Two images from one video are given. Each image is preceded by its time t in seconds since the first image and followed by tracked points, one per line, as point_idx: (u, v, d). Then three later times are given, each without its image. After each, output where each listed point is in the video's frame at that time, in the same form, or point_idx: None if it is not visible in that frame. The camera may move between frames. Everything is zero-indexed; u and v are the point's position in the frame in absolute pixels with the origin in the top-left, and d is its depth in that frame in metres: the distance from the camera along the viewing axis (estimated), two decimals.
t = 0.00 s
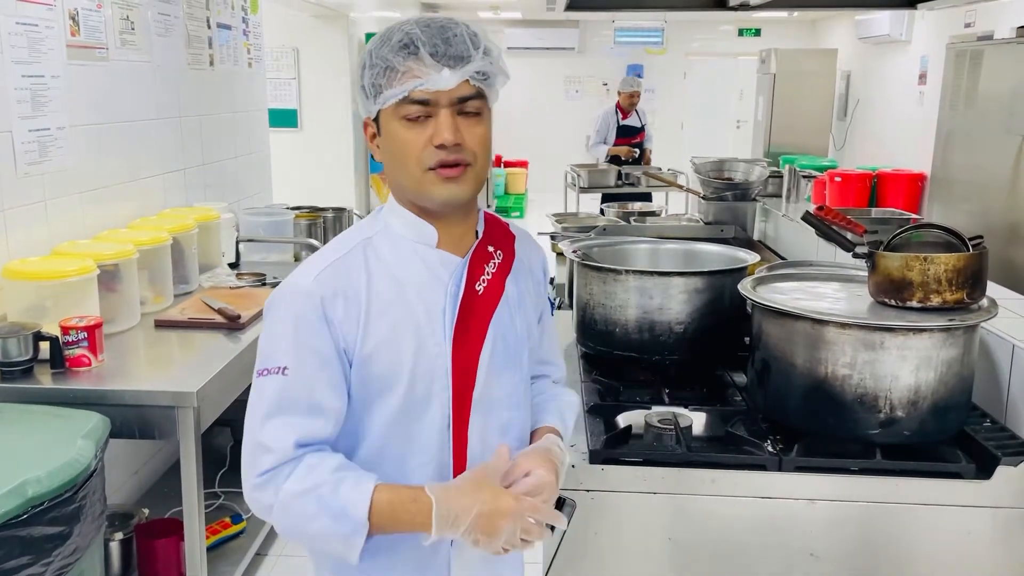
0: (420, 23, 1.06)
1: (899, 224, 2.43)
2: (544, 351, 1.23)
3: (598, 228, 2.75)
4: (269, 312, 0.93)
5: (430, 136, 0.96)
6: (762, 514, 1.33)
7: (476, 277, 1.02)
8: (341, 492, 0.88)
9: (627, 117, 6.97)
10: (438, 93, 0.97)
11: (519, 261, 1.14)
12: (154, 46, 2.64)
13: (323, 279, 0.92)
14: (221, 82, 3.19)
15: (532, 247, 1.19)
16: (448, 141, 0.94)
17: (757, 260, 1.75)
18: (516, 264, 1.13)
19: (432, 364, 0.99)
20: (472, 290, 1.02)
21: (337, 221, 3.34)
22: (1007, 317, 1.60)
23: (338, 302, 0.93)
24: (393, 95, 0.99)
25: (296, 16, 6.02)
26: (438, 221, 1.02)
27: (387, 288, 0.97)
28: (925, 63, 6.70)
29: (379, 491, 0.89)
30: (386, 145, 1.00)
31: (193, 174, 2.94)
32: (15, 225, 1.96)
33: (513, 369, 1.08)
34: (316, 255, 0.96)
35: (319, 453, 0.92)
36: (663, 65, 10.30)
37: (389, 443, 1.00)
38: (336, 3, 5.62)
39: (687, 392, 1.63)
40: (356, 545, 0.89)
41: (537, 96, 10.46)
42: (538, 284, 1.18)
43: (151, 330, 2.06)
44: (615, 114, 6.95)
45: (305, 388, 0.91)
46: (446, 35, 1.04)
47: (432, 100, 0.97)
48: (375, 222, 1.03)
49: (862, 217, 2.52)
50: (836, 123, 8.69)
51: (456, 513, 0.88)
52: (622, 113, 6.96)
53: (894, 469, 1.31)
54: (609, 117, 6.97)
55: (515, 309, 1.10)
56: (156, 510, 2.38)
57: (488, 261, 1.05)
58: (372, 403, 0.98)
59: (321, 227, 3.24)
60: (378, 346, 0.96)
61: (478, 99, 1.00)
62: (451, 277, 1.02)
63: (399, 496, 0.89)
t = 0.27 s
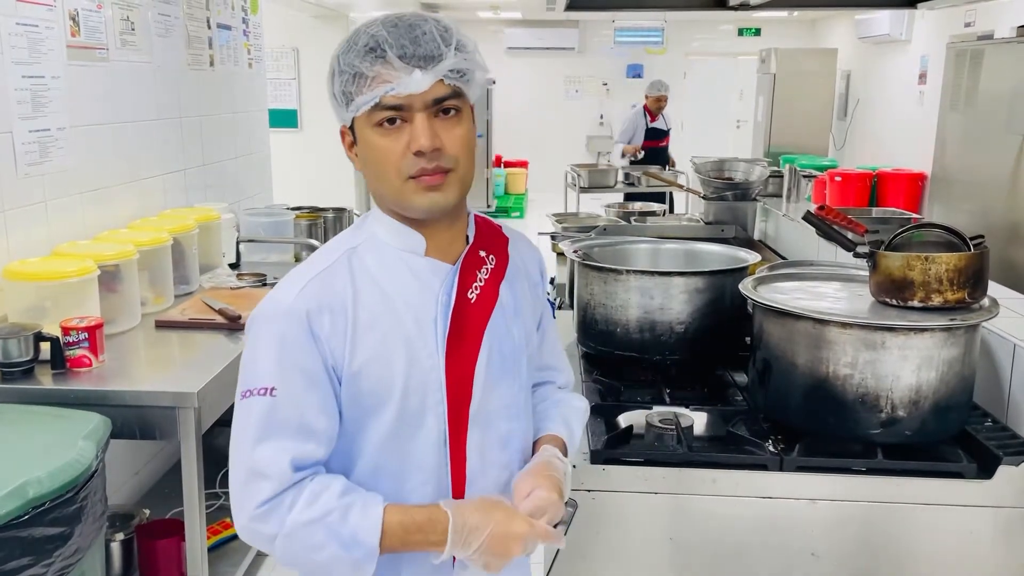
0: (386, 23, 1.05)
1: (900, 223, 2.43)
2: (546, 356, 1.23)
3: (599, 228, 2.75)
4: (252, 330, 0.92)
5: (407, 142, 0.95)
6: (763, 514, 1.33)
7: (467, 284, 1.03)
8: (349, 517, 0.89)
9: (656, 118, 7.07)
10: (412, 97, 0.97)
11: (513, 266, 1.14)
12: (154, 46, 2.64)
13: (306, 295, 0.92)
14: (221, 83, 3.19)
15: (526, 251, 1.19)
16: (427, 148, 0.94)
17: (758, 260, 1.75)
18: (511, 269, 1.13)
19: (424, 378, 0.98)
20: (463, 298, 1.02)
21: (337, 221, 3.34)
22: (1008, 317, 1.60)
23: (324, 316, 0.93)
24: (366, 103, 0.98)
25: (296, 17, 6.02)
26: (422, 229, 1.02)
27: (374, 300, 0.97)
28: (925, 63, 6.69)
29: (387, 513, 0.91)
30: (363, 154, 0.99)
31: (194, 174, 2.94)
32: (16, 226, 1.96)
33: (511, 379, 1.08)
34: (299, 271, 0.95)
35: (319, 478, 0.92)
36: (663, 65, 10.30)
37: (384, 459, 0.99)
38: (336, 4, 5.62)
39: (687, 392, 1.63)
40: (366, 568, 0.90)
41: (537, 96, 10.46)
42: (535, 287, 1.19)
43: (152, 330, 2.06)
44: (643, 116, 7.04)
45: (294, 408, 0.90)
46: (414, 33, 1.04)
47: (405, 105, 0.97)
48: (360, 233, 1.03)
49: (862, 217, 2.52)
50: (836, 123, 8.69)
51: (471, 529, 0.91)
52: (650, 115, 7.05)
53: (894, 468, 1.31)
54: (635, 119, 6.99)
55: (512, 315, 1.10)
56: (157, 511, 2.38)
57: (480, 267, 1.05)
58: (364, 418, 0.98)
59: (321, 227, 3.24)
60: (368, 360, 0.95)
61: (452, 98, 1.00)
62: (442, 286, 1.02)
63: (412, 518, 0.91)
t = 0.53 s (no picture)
0: (382, 26, 1.05)
1: (901, 223, 2.43)
2: (543, 360, 1.23)
3: (600, 228, 2.75)
4: (243, 340, 0.92)
5: (401, 149, 0.95)
6: (765, 514, 1.33)
7: (464, 291, 1.03)
8: (345, 534, 0.90)
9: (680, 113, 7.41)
10: (408, 104, 0.97)
11: (509, 270, 1.15)
12: (155, 47, 2.64)
13: (297, 305, 0.91)
14: (222, 83, 3.19)
15: (522, 255, 1.19)
16: (421, 157, 0.93)
17: (759, 260, 1.75)
18: (507, 274, 1.14)
19: (421, 388, 0.98)
20: (461, 304, 1.02)
21: (338, 222, 3.35)
22: (1010, 317, 1.60)
23: (317, 327, 0.92)
24: (360, 108, 0.98)
25: (296, 17, 6.02)
26: (418, 236, 1.02)
27: (367, 308, 0.96)
28: (925, 63, 6.70)
29: (386, 527, 0.91)
30: (357, 159, 0.99)
31: (195, 175, 2.95)
32: (17, 226, 1.96)
33: (510, 386, 1.08)
34: (290, 280, 0.94)
35: (314, 494, 0.92)
36: (664, 65, 10.30)
37: (380, 470, 0.99)
38: (336, 4, 5.63)
39: (689, 392, 1.63)
40: None
41: (537, 97, 10.46)
42: (532, 291, 1.19)
43: (153, 331, 2.06)
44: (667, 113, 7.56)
45: (286, 421, 0.90)
46: (411, 38, 1.04)
47: (401, 111, 0.96)
48: (353, 238, 1.03)
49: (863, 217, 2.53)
50: (836, 123, 8.70)
51: (471, 541, 0.91)
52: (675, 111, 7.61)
53: (896, 468, 1.31)
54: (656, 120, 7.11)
55: (510, 320, 1.10)
56: (159, 512, 2.38)
57: (477, 271, 1.06)
58: (359, 428, 0.98)
59: (323, 228, 3.24)
60: (362, 371, 0.95)
61: (450, 104, 1.00)
62: (438, 294, 1.02)
63: (412, 531, 0.91)
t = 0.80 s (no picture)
0: (383, 29, 1.05)
1: (903, 222, 2.43)
2: (540, 360, 1.23)
3: (601, 228, 2.75)
4: (234, 347, 0.92)
5: (398, 155, 0.95)
6: (767, 513, 1.33)
7: (460, 295, 1.03)
8: (338, 544, 0.90)
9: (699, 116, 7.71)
10: (407, 110, 0.96)
11: (506, 270, 1.15)
12: (156, 48, 2.64)
13: (288, 312, 0.91)
14: (223, 84, 3.19)
15: (520, 256, 1.19)
16: (419, 164, 0.93)
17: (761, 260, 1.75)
18: (504, 275, 1.14)
19: (414, 394, 0.98)
20: (456, 308, 1.02)
21: (339, 222, 3.35)
22: (1012, 316, 1.60)
23: (308, 333, 0.92)
24: (357, 112, 0.98)
25: (297, 18, 6.03)
26: (413, 240, 1.01)
27: (360, 314, 0.96)
28: (926, 63, 6.69)
29: (379, 535, 0.91)
30: (352, 163, 0.99)
31: (196, 175, 2.95)
32: (19, 227, 1.96)
33: (506, 390, 1.08)
34: (281, 286, 0.94)
35: (305, 503, 0.92)
36: (664, 65, 10.31)
37: (374, 476, 0.99)
38: (337, 5, 5.63)
39: (691, 391, 1.63)
40: None
41: (538, 97, 10.46)
42: (529, 290, 1.19)
43: (155, 331, 2.06)
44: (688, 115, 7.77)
45: (277, 430, 0.90)
46: (412, 42, 1.04)
47: (399, 117, 0.96)
48: (345, 241, 1.03)
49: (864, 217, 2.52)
50: (836, 123, 8.70)
51: (466, 550, 0.92)
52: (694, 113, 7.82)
53: (899, 468, 1.31)
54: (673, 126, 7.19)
55: (506, 322, 1.10)
56: (160, 512, 2.38)
57: (472, 273, 1.06)
58: (353, 434, 0.97)
59: (323, 228, 3.24)
60: (354, 377, 0.95)
61: (448, 111, 1.00)
62: (433, 298, 1.02)
63: (405, 540, 0.92)
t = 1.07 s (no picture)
0: (390, 32, 1.04)
1: (904, 223, 2.43)
2: (540, 358, 1.23)
3: (602, 229, 2.75)
4: (235, 350, 0.92)
5: (403, 160, 0.95)
6: (769, 513, 1.33)
7: (460, 297, 1.03)
8: (339, 545, 0.90)
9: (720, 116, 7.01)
10: (413, 114, 0.96)
11: (506, 270, 1.15)
12: (157, 49, 2.64)
13: (288, 316, 0.91)
14: (224, 85, 3.19)
15: (519, 256, 1.20)
16: (423, 171, 0.93)
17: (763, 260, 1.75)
18: (504, 275, 1.14)
19: (415, 397, 0.98)
20: (455, 311, 1.02)
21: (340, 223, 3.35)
22: (1013, 316, 1.60)
23: (308, 338, 0.92)
24: (361, 116, 0.97)
25: (297, 20, 6.03)
26: (414, 244, 1.01)
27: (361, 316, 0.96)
28: (926, 64, 6.69)
29: (380, 536, 0.92)
30: (355, 165, 0.98)
31: (197, 177, 2.95)
32: (20, 228, 1.96)
33: (506, 391, 1.08)
34: (281, 288, 0.94)
35: (306, 504, 0.92)
36: (664, 66, 10.31)
37: (375, 478, 0.99)
38: (338, 7, 5.63)
39: (693, 392, 1.63)
40: None
41: (538, 99, 10.47)
42: (529, 289, 1.20)
43: (156, 332, 2.06)
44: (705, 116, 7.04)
45: (277, 433, 0.90)
46: (419, 46, 1.03)
47: (405, 121, 0.96)
48: (346, 243, 1.02)
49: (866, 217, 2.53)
50: (837, 124, 8.70)
51: (466, 554, 0.92)
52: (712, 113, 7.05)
53: (902, 467, 1.32)
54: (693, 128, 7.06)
55: (505, 323, 1.10)
56: (161, 513, 2.38)
57: (473, 275, 1.06)
58: (354, 436, 0.98)
59: (324, 229, 3.25)
60: (354, 380, 0.95)
61: (454, 116, 0.99)
62: (433, 300, 1.02)
63: (405, 543, 0.92)
